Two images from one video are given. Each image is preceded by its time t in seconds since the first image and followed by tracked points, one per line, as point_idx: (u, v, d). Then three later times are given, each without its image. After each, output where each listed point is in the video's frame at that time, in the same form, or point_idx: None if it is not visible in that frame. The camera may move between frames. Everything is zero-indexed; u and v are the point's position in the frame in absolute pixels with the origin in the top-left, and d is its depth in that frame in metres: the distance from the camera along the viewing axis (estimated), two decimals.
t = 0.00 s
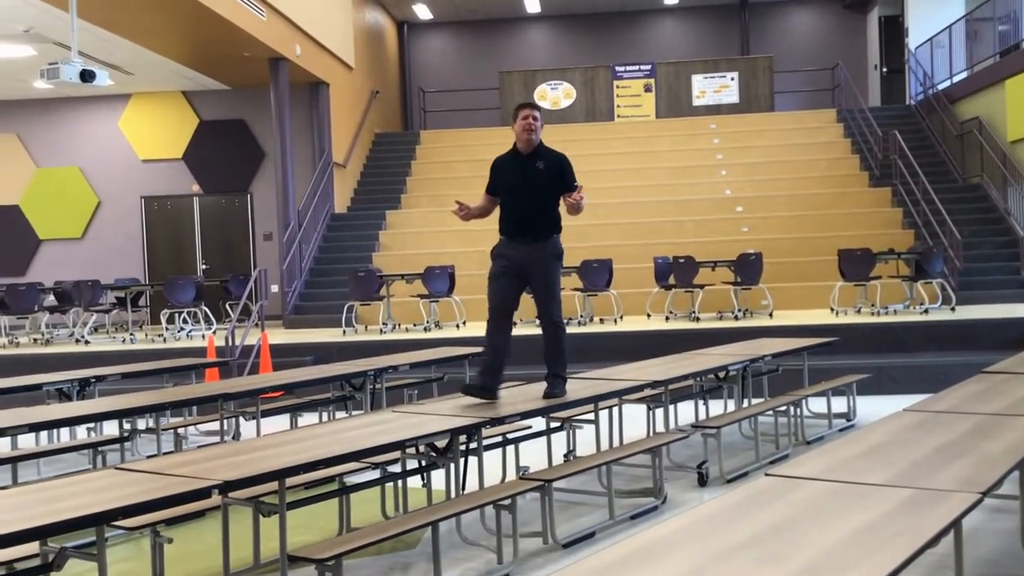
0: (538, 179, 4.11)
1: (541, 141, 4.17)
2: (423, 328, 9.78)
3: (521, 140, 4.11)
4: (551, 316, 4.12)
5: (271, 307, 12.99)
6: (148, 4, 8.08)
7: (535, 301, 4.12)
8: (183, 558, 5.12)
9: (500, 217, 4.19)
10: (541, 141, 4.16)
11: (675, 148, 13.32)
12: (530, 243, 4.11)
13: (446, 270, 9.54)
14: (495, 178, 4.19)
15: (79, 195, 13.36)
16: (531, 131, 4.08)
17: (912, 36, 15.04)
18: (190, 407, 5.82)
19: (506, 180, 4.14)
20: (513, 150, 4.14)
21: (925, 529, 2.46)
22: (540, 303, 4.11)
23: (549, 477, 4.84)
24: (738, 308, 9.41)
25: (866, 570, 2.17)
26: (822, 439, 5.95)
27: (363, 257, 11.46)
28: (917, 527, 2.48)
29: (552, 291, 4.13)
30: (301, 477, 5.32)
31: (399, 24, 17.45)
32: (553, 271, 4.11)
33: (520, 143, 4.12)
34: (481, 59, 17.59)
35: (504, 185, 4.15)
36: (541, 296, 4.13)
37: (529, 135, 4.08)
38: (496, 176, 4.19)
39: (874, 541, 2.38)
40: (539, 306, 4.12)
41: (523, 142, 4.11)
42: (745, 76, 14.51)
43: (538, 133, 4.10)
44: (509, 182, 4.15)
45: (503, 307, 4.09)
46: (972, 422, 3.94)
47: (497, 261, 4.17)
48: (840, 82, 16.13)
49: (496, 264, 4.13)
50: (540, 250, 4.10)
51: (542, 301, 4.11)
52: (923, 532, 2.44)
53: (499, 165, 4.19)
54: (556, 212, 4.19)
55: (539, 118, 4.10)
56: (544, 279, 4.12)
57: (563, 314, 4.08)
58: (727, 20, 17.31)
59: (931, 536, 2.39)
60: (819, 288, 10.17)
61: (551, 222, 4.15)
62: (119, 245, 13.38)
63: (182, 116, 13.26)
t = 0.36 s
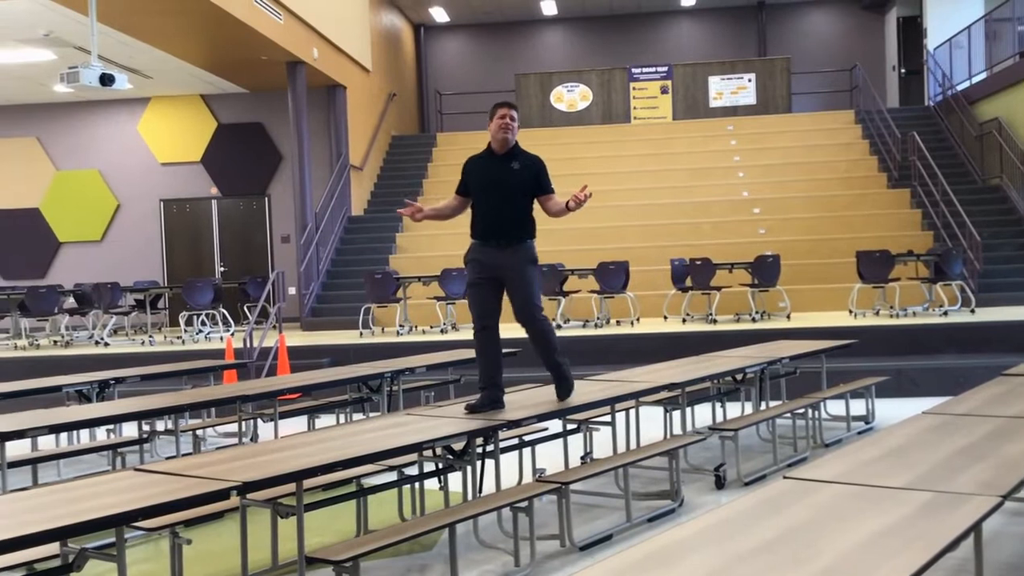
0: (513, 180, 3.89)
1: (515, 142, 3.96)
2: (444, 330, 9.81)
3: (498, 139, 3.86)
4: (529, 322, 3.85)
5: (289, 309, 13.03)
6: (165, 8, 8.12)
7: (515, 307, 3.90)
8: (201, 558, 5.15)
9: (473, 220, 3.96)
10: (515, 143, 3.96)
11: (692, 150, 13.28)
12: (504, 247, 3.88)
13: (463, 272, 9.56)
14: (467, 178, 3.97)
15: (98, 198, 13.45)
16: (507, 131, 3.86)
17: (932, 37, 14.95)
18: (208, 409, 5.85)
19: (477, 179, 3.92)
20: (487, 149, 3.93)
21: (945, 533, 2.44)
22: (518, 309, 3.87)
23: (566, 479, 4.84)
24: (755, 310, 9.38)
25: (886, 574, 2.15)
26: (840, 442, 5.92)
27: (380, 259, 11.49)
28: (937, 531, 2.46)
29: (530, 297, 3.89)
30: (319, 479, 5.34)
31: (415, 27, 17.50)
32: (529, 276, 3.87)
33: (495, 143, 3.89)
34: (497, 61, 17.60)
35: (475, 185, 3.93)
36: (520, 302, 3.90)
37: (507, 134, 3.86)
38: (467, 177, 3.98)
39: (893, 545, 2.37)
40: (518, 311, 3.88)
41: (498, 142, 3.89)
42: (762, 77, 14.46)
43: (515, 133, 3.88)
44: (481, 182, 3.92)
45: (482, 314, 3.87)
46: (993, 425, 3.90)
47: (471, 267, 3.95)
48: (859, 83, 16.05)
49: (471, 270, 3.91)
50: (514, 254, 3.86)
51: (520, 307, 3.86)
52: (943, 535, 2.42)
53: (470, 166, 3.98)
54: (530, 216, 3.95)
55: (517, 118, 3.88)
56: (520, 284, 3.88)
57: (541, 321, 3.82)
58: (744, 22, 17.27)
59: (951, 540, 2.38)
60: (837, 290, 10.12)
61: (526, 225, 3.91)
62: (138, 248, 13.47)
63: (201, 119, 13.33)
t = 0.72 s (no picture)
0: (503, 178, 3.93)
1: (510, 140, 4.01)
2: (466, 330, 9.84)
3: (490, 137, 3.91)
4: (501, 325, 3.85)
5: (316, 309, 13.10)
6: (190, 10, 8.15)
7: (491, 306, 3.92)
8: (229, 557, 5.19)
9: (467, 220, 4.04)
10: (509, 140, 3.99)
11: (717, 149, 13.23)
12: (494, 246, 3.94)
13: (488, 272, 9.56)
14: (461, 178, 4.05)
15: (127, 199, 13.58)
16: (498, 128, 3.90)
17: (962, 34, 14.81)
18: (236, 408, 5.89)
19: (469, 178, 3.99)
20: (481, 148, 3.99)
21: (976, 535, 2.42)
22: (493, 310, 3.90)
23: (592, 480, 4.83)
24: (782, 310, 9.33)
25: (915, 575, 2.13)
26: (868, 443, 5.88)
27: (405, 260, 11.53)
28: (967, 533, 2.44)
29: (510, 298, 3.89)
30: (345, 479, 5.36)
31: (441, 28, 17.57)
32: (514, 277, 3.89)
33: (488, 141, 3.94)
34: (522, 62, 17.62)
35: (466, 186, 4.02)
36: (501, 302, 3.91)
37: (498, 132, 3.90)
38: (461, 176, 4.07)
39: (923, 546, 2.35)
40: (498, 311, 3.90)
41: (490, 139, 3.94)
42: (789, 76, 14.39)
43: (507, 130, 3.92)
44: (474, 182, 3.99)
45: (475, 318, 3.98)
46: None
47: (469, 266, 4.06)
48: (886, 81, 15.92)
49: (467, 271, 4.02)
50: (499, 254, 3.91)
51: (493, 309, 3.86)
52: (974, 537, 2.40)
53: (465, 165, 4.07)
54: (525, 214, 3.98)
55: (509, 114, 3.90)
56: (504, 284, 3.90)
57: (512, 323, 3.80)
58: (771, 20, 17.19)
59: (982, 541, 2.35)
60: (867, 290, 10.06)
61: (516, 225, 3.95)
62: (168, 249, 13.58)
63: (230, 121, 13.43)
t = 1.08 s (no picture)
0: (508, 171, 3.89)
1: (518, 134, 3.97)
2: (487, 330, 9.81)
3: (496, 127, 3.89)
4: (503, 326, 3.79)
5: (352, 307, 13.19)
6: (227, 10, 8.23)
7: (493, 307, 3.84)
8: (268, 551, 5.24)
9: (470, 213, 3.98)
10: (517, 133, 3.96)
11: (755, 145, 13.13)
12: (495, 242, 3.86)
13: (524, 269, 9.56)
14: (467, 170, 4.02)
15: (169, 197, 13.75)
16: (502, 120, 3.86)
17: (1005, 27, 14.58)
18: (275, 404, 5.94)
19: (474, 171, 3.96)
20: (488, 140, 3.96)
21: None
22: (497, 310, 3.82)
23: (629, 477, 4.82)
24: (821, 307, 9.25)
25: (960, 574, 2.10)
26: (910, 441, 5.81)
27: (440, 257, 11.58)
28: (1014, 532, 2.40)
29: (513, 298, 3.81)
30: (382, 474, 5.39)
31: (476, 25, 17.58)
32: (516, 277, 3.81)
33: (494, 133, 3.92)
34: (558, 58, 17.57)
35: (471, 179, 3.98)
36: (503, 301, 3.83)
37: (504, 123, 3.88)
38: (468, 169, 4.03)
39: (968, 545, 2.32)
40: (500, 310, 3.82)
41: (496, 131, 3.92)
42: (828, 70, 14.25)
43: (513, 122, 3.88)
44: (478, 174, 3.95)
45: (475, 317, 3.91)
46: None
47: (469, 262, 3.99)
48: (927, 76, 15.72)
49: (468, 267, 3.93)
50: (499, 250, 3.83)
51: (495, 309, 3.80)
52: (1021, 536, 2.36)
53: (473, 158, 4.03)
54: (530, 210, 3.91)
55: (515, 106, 3.87)
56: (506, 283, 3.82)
57: (517, 327, 3.76)
58: (810, 14, 17.02)
59: None
60: (907, 286, 9.98)
61: (519, 219, 3.87)
62: (208, 248, 13.72)
63: (270, 120, 13.53)
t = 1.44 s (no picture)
0: (522, 166, 3.58)
1: (529, 124, 3.67)
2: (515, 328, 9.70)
3: (506, 121, 3.59)
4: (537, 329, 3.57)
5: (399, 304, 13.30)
6: (276, 9, 8.31)
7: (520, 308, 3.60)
8: (319, 545, 5.31)
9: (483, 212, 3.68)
10: (528, 124, 3.65)
11: (803, 141, 12.96)
12: (515, 241, 3.59)
13: (571, 267, 9.57)
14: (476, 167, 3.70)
15: (219, 195, 13.94)
16: (514, 112, 3.57)
17: None
18: (323, 400, 6.00)
19: (486, 167, 3.64)
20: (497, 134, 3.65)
21: None
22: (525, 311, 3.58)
23: (676, 475, 4.80)
24: (872, 305, 9.14)
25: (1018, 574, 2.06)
26: (964, 441, 5.72)
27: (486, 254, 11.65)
28: None
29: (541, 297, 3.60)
30: (430, 471, 5.42)
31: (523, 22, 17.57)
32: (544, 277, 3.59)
33: (503, 127, 3.63)
34: (604, 54, 17.49)
35: (482, 176, 3.66)
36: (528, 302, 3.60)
37: (514, 116, 3.58)
38: (477, 165, 3.70)
39: None
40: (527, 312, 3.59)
41: (507, 125, 3.61)
42: (879, 64, 14.05)
43: (524, 113, 3.59)
44: (490, 170, 3.63)
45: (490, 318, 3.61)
46: None
47: (481, 263, 3.66)
48: (981, 69, 15.46)
49: (482, 267, 3.62)
50: (525, 248, 3.56)
51: (528, 310, 3.57)
52: None
53: (481, 153, 3.71)
54: (547, 206, 3.63)
55: (527, 96, 3.59)
56: (533, 283, 3.59)
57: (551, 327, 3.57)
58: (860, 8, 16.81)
59: None
60: (959, 284, 9.85)
61: (540, 216, 3.61)
62: (258, 245, 13.91)
63: (317, 119, 13.71)
